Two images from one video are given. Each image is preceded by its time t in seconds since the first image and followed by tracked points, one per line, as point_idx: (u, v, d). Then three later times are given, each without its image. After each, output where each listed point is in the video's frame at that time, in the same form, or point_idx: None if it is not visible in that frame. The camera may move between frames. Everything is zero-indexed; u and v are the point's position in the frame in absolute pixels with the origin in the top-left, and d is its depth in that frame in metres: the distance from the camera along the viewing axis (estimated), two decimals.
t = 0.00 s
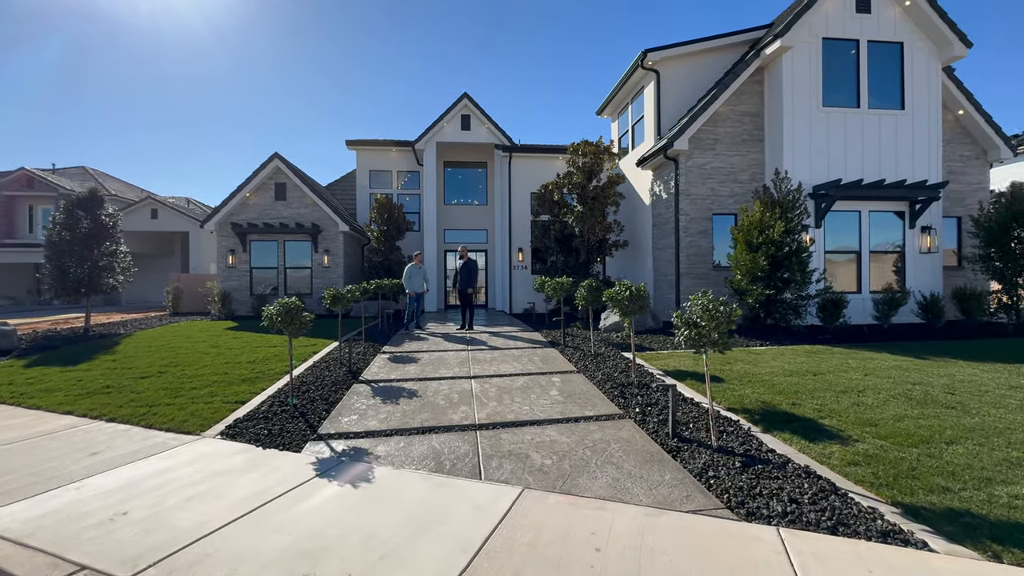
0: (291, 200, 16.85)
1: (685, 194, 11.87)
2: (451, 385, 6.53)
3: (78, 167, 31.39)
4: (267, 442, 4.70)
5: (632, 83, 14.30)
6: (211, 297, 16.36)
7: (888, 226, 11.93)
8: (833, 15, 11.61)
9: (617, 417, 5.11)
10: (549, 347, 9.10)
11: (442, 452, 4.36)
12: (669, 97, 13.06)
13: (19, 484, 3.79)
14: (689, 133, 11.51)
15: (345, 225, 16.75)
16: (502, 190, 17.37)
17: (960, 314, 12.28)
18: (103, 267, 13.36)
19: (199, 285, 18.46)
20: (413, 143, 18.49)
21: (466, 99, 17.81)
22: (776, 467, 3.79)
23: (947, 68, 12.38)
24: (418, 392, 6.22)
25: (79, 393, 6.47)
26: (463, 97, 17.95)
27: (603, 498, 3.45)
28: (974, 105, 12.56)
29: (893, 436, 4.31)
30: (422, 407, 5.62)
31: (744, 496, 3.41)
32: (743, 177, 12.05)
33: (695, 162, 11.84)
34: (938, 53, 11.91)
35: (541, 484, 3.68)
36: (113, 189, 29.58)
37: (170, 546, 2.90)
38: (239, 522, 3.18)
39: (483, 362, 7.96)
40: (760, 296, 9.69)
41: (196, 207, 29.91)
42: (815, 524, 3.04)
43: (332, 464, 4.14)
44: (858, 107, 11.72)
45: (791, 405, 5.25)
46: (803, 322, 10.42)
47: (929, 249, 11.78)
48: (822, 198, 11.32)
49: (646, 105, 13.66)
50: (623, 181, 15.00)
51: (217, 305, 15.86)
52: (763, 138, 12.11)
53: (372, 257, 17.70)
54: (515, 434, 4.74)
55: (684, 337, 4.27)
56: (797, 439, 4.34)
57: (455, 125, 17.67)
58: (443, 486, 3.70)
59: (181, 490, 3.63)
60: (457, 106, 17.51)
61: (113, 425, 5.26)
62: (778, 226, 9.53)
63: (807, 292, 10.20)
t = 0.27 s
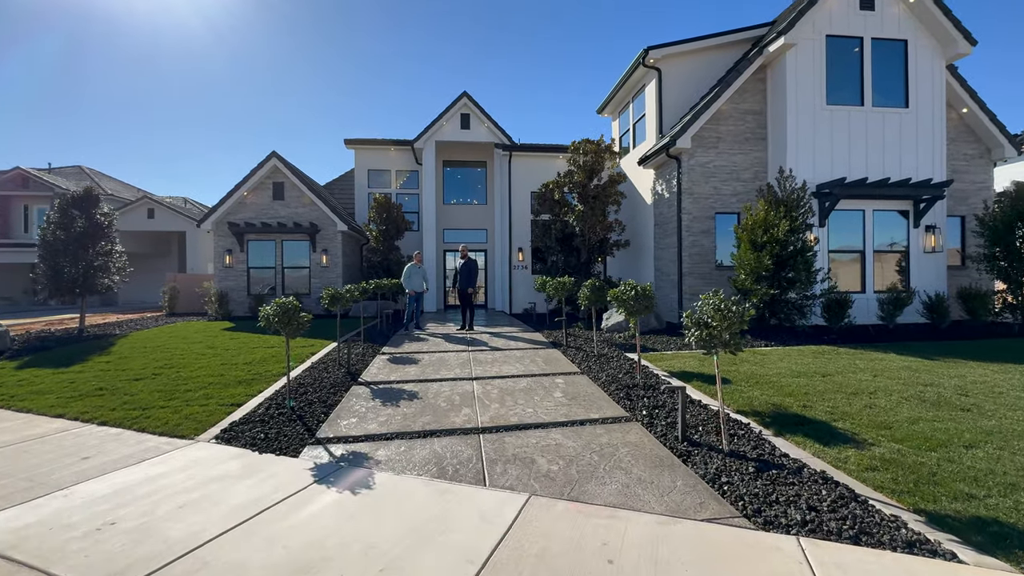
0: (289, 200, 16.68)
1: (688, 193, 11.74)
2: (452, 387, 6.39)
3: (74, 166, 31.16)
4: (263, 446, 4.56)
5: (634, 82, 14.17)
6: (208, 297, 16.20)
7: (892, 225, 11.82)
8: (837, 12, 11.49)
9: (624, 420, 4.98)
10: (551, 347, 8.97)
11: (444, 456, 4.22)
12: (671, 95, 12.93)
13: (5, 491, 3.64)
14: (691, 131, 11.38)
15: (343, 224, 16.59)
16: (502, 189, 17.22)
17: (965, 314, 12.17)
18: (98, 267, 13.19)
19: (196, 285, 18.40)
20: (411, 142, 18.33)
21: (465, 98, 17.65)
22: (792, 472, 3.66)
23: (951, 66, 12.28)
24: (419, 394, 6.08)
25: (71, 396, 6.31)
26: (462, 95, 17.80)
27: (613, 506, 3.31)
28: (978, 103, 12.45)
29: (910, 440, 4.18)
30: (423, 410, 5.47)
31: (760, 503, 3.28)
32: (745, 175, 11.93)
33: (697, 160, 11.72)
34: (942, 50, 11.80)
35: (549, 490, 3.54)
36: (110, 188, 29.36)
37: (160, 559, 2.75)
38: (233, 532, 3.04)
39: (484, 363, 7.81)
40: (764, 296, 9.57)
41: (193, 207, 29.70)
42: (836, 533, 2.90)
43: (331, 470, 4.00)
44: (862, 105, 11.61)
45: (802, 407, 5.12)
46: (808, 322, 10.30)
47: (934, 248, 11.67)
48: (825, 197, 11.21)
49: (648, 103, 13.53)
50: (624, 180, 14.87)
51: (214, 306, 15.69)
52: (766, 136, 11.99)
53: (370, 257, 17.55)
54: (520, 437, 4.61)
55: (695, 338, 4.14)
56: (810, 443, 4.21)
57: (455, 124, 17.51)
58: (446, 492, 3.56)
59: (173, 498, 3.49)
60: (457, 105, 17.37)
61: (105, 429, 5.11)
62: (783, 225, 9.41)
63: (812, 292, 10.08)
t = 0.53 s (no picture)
0: (286, 199, 16.53)
1: (689, 192, 11.64)
2: (452, 389, 6.27)
3: (70, 166, 30.94)
4: (259, 451, 4.43)
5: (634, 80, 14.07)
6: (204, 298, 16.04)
7: (895, 225, 11.73)
8: (839, 9, 11.39)
9: (630, 424, 4.86)
10: (552, 348, 8.85)
11: (446, 461, 4.10)
12: (672, 94, 12.83)
13: None
14: (693, 130, 11.27)
15: (341, 224, 16.46)
16: (501, 189, 17.11)
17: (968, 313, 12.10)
18: (93, 267, 13.03)
19: (192, 286, 18.23)
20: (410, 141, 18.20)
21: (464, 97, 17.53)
22: (805, 478, 3.54)
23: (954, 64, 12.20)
24: (418, 397, 5.95)
25: (62, 399, 6.17)
26: (461, 94, 17.67)
27: (621, 514, 3.19)
28: (980, 102, 12.38)
29: (925, 444, 4.07)
30: (422, 413, 5.35)
31: (774, 511, 3.16)
32: (747, 175, 11.83)
33: (699, 159, 11.61)
34: (945, 49, 11.71)
35: (554, 497, 3.41)
36: (106, 188, 29.15)
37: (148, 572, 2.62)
38: (226, 544, 2.90)
39: (485, 365, 7.69)
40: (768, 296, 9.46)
41: (190, 207, 29.52)
42: (855, 544, 2.78)
43: (329, 476, 3.87)
44: (865, 104, 11.52)
45: (811, 410, 5.01)
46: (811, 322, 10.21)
47: (937, 248, 11.59)
48: (828, 196, 11.11)
49: (648, 102, 13.43)
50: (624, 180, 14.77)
51: (210, 306, 15.55)
52: (768, 135, 11.89)
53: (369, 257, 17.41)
54: (523, 442, 4.49)
55: (703, 339, 4.03)
56: (822, 447, 4.10)
57: (453, 124, 17.39)
58: (449, 500, 3.44)
59: (164, 507, 3.36)
60: (456, 104, 17.24)
61: (96, 433, 4.97)
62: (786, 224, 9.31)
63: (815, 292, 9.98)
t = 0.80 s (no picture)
0: (284, 199, 16.41)
1: (691, 191, 11.54)
2: (453, 391, 6.15)
3: (68, 167, 30.78)
4: (254, 455, 4.30)
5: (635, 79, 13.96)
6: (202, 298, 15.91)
7: (898, 224, 11.63)
8: (842, 6, 11.29)
9: (635, 426, 4.74)
10: (554, 349, 8.74)
11: (447, 466, 3.98)
12: (673, 92, 12.73)
13: None
14: (695, 128, 11.16)
15: (340, 224, 16.34)
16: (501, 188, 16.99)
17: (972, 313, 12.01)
18: (88, 268, 12.90)
19: (190, 286, 18.10)
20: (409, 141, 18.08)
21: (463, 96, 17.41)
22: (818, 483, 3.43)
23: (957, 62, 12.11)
24: (418, 399, 5.83)
25: (54, 402, 6.03)
26: (461, 94, 17.55)
27: (630, 521, 3.07)
28: (984, 100, 12.28)
29: (940, 447, 3.96)
30: (422, 416, 5.23)
31: (788, 517, 3.04)
32: (749, 173, 11.73)
33: (700, 158, 11.50)
34: (948, 46, 11.62)
35: (560, 504, 3.29)
36: (103, 189, 29.01)
37: None
38: (218, 553, 2.78)
39: (485, 366, 7.58)
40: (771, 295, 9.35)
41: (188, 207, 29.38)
42: (875, 552, 2.67)
43: (326, 481, 3.75)
44: (867, 102, 11.43)
45: (821, 411, 4.90)
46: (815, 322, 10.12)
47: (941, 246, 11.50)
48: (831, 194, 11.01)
49: (649, 100, 13.32)
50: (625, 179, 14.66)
51: (208, 307, 15.42)
52: (770, 133, 11.79)
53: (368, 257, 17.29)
54: (526, 445, 4.37)
55: (711, 340, 3.92)
56: (834, 450, 3.99)
57: (453, 123, 17.27)
58: (450, 506, 3.32)
59: (155, 514, 3.23)
60: (455, 103, 17.12)
61: (87, 437, 4.85)
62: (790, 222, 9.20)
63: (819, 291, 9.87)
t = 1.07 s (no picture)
0: (284, 199, 16.31)
1: (694, 189, 11.41)
2: (454, 393, 6.03)
3: (67, 167, 30.69)
4: (250, 459, 4.19)
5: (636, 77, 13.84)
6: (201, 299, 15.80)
7: (904, 222, 11.51)
8: (846, 3, 11.17)
9: (641, 428, 4.63)
10: (556, 349, 8.62)
11: (448, 470, 3.86)
12: (675, 90, 12.61)
13: None
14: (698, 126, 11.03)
15: (339, 224, 16.23)
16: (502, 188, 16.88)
17: (979, 312, 11.88)
18: (86, 268, 12.78)
19: (189, 287, 17.99)
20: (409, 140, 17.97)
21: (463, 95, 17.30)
22: (833, 488, 3.31)
23: (962, 58, 11.99)
24: (418, 401, 5.71)
25: (47, 405, 5.92)
26: (461, 93, 17.45)
27: (638, 529, 2.95)
28: (989, 97, 12.16)
29: (957, 450, 3.83)
30: (422, 418, 5.11)
31: (804, 525, 2.92)
32: (753, 171, 11.61)
33: (703, 156, 11.38)
34: (953, 43, 11.50)
35: (565, 510, 3.18)
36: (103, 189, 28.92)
37: None
38: (209, 563, 2.67)
39: (486, 366, 7.46)
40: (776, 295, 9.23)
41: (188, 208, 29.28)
42: (896, 562, 2.55)
43: (323, 487, 3.64)
44: (872, 99, 11.31)
45: (832, 413, 4.77)
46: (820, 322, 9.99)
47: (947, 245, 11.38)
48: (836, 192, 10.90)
49: (651, 98, 13.21)
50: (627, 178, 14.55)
51: (207, 308, 15.30)
52: (774, 131, 11.67)
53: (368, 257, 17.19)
54: (529, 448, 4.25)
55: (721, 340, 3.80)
56: (848, 453, 3.86)
57: (453, 122, 17.16)
58: (451, 513, 3.20)
59: (146, 522, 3.12)
60: (455, 102, 17.01)
61: (79, 441, 4.73)
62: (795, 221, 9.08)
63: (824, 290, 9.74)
